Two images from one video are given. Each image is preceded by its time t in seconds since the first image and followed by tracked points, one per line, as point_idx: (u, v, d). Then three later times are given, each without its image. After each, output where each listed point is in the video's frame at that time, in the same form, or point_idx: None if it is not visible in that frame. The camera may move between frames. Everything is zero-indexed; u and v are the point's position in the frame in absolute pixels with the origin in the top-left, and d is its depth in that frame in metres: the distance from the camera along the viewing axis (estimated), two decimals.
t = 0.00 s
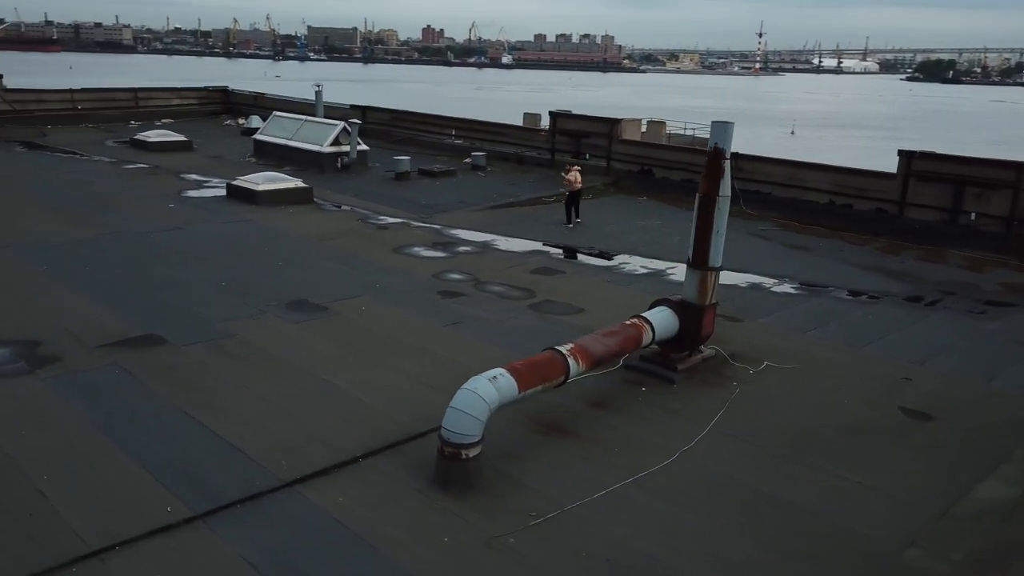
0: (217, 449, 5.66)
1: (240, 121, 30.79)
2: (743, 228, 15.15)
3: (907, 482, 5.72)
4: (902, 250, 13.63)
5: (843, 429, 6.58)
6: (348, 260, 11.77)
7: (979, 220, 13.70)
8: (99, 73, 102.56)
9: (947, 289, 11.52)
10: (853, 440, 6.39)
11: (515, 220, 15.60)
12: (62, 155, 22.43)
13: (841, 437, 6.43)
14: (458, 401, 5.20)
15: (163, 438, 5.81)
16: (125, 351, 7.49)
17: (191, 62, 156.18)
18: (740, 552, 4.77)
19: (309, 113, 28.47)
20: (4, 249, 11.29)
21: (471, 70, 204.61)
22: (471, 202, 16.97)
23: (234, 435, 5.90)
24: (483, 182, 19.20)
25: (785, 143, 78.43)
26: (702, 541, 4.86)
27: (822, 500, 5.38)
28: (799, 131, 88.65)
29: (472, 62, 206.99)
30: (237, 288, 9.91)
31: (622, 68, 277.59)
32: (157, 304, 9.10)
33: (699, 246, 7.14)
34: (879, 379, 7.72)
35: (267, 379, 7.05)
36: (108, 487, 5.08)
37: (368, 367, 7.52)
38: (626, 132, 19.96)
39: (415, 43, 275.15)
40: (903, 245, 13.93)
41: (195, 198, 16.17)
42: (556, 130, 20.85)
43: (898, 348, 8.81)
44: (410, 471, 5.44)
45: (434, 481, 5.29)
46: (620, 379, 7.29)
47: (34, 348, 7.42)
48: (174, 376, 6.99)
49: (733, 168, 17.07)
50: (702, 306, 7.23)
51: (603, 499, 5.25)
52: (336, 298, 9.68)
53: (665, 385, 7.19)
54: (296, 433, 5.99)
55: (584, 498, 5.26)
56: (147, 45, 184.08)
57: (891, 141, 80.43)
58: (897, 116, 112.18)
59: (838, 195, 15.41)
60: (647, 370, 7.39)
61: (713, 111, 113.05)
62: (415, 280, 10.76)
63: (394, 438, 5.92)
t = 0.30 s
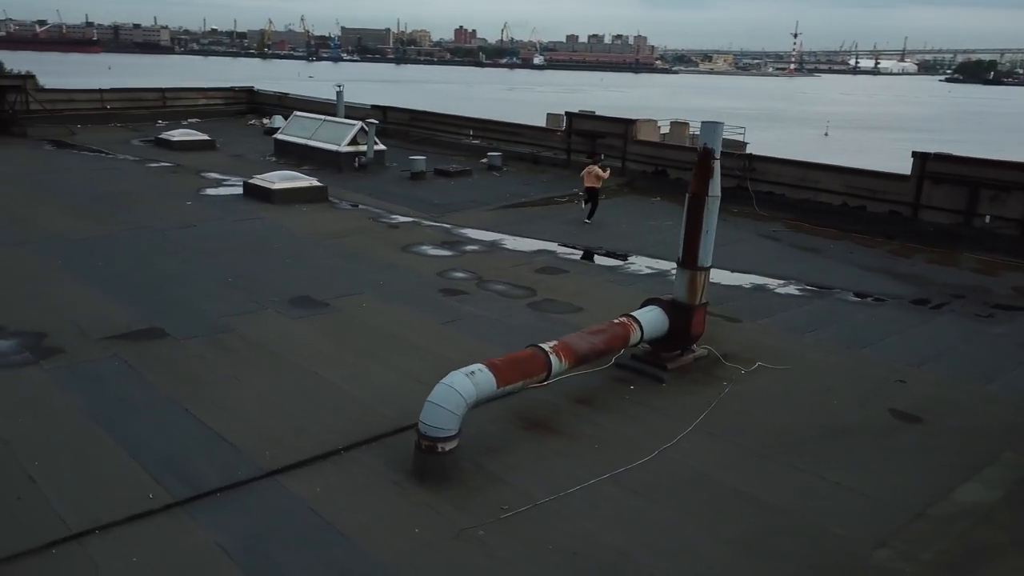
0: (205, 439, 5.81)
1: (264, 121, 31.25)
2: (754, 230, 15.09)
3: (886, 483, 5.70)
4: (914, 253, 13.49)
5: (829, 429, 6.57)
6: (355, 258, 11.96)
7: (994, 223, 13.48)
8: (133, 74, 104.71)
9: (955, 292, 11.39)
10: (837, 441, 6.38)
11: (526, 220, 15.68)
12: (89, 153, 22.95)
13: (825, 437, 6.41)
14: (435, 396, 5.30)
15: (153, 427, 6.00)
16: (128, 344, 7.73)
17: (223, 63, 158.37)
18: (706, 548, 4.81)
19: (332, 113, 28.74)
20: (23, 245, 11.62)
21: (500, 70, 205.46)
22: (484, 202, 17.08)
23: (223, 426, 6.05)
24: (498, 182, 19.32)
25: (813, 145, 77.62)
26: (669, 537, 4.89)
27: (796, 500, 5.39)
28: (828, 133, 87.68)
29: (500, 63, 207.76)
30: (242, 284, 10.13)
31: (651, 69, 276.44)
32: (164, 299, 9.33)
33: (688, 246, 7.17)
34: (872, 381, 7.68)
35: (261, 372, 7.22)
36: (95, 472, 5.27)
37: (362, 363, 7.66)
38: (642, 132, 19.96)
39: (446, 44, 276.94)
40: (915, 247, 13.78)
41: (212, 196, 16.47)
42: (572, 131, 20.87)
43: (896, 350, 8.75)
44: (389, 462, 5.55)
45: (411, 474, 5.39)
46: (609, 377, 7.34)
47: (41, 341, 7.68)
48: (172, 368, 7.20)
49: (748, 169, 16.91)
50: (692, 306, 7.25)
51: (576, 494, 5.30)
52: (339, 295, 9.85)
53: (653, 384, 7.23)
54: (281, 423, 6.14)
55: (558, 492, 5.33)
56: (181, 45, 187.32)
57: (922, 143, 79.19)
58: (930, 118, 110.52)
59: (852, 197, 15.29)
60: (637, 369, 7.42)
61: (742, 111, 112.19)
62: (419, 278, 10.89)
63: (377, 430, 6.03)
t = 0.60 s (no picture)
0: (193, 429, 5.97)
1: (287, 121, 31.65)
2: (764, 231, 15.03)
3: (863, 483, 5.71)
4: (925, 255, 13.37)
5: (813, 429, 6.57)
6: (361, 255, 12.12)
7: (1008, 226, 13.34)
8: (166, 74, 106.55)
9: (963, 295, 11.28)
10: (819, 440, 6.38)
11: (536, 219, 15.76)
12: (114, 152, 23.43)
13: (807, 437, 6.42)
14: (412, 389, 5.40)
15: (144, 416, 6.18)
16: (129, 337, 7.94)
17: (253, 64, 160.33)
18: (672, 542, 4.87)
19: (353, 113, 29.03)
20: (40, 241, 11.95)
21: (528, 71, 205.88)
22: (495, 202, 17.19)
23: (212, 417, 6.21)
24: (511, 182, 19.41)
25: (842, 147, 76.71)
26: (637, 531, 4.96)
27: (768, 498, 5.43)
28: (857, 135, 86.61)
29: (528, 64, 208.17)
30: (247, 280, 10.33)
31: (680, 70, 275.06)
32: (170, 294, 9.55)
33: (677, 245, 7.21)
34: (864, 381, 7.66)
35: (255, 365, 7.38)
36: (84, 459, 5.45)
37: (355, 357, 7.80)
38: (656, 133, 19.95)
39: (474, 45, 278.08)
40: (927, 249, 13.65)
41: (228, 194, 16.75)
42: (587, 131, 20.93)
43: (893, 352, 8.71)
44: (368, 453, 5.66)
45: (388, 466, 5.50)
46: (598, 374, 7.39)
47: (47, 333, 7.92)
48: (170, 360, 7.39)
49: (761, 169, 16.81)
50: (680, 304, 7.29)
51: (549, 488, 5.38)
52: (340, 292, 10.01)
53: (641, 382, 7.27)
54: (268, 415, 6.28)
55: (531, 485, 5.41)
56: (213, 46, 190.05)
57: (953, 145, 77.96)
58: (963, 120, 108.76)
59: (865, 198, 15.17)
60: (626, 367, 7.47)
61: (770, 113, 111.35)
62: (422, 276, 11.03)
63: (360, 422, 6.15)
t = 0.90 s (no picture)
0: (177, 415, 6.18)
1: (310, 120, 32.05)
2: (773, 231, 14.97)
3: (831, 480, 5.74)
4: (934, 256, 13.24)
5: (790, 426, 6.60)
6: (366, 252, 12.31)
7: (1019, 228, 13.21)
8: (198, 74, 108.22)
9: (967, 297, 11.18)
10: (793, 437, 6.42)
11: (544, 218, 15.85)
12: (139, 151, 23.95)
13: (782, 434, 6.46)
14: (384, 379, 5.55)
15: (133, 402, 6.40)
16: (129, 327, 8.19)
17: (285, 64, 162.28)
18: (630, 531, 4.96)
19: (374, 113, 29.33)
20: (56, 235, 12.31)
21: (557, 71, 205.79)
22: (506, 201, 17.31)
23: (197, 404, 6.42)
24: (525, 181, 19.51)
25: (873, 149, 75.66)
26: (597, 520, 5.05)
27: (732, 492, 5.49)
28: (889, 137, 85.38)
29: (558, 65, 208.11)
30: (251, 274, 10.57)
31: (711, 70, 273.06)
32: (175, 287, 9.82)
33: (660, 242, 7.27)
34: (849, 381, 7.65)
35: (246, 356, 7.58)
36: (70, 441, 5.68)
37: (346, 349, 7.96)
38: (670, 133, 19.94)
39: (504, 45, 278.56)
40: (936, 251, 13.52)
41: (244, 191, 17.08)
42: (601, 131, 20.98)
43: (885, 352, 8.68)
44: (343, 442, 5.82)
45: (360, 453, 5.64)
46: (580, 369, 7.48)
47: (51, 323, 8.21)
48: (165, 350, 7.62)
49: (772, 169, 16.74)
50: (663, 302, 7.36)
51: (516, 478, 5.50)
52: (340, 286, 10.20)
53: (623, 377, 7.35)
54: (252, 404, 6.47)
55: (499, 475, 5.52)
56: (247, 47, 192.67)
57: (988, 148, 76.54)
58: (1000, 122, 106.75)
59: (875, 199, 15.06)
60: (610, 362, 7.55)
61: (801, 114, 110.22)
62: (423, 272, 11.18)
63: (339, 412, 6.32)
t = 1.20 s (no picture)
0: (153, 407, 6.34)
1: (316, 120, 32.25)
2: (767, 231, 14.99)
3: (790, 474, 5.81)
4: (927, 256, 13.23)
5: (756, 422, 6.67)
6: (358, 249, 12.45)
7: (1012, 228, 13.20)
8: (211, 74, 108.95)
9: (955, 296, 11.17)
10: (758, 432, 6.49)
11: (540, 217, 15.94)
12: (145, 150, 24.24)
13: (747, 429, 6.52)
14: (349, 372, 5.67)
15: (110, 394, 6.56)
16: (116, 321, 8.37)
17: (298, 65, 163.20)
18: (583, 521, 5.05)
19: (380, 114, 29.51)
20: (55, 232, 12.54)
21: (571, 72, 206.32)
22: (504, 200, 17.41)
23: (174, 397, 6.57)
24: (524, 181, 19.60)
25: (885, 150, 75.14)
26: (551, 510, 5.16)
27: (688, 485, 5.58)
28: (902, 137, 84.78)
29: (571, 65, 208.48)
30: (241, 271, 10.73)
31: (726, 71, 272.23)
32: (166, 283, 9.99)
33: (632, 240, 7.36)
34: (823, 378, 7.71)
35: (227, 350, 7.73)
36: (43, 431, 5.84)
37: (327, 343, 8.10)
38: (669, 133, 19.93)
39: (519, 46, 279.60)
40: (930, 250, 13.50)
41: (245, 190, 17.29)
42: (602, 131, 21.05)
43: (864, 350, 8.72)
44: (310, 434, 5.95)
45: (327, 445, 5.77)
46: (555, 365, 7.58)
47: (40, 317, 8.40)
48: (148, 344, 7.78)
49: (769, 169, 16.76)
50: (637, 298, 7.46)
51: (477, 468, 5.61)
52: (328, 283, 10.34)
53: (596, 373, 7.44)
54: (226, 396, 6.61)
55: (460, 466, 5.64)
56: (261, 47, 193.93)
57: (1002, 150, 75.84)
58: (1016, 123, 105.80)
59: (871, 199, 15.05)
60: (584, 358, 7.65)
61: (814, 114, 109.75)
62: (413, 269, 11.31)
63: (311, 404, 6.45)
